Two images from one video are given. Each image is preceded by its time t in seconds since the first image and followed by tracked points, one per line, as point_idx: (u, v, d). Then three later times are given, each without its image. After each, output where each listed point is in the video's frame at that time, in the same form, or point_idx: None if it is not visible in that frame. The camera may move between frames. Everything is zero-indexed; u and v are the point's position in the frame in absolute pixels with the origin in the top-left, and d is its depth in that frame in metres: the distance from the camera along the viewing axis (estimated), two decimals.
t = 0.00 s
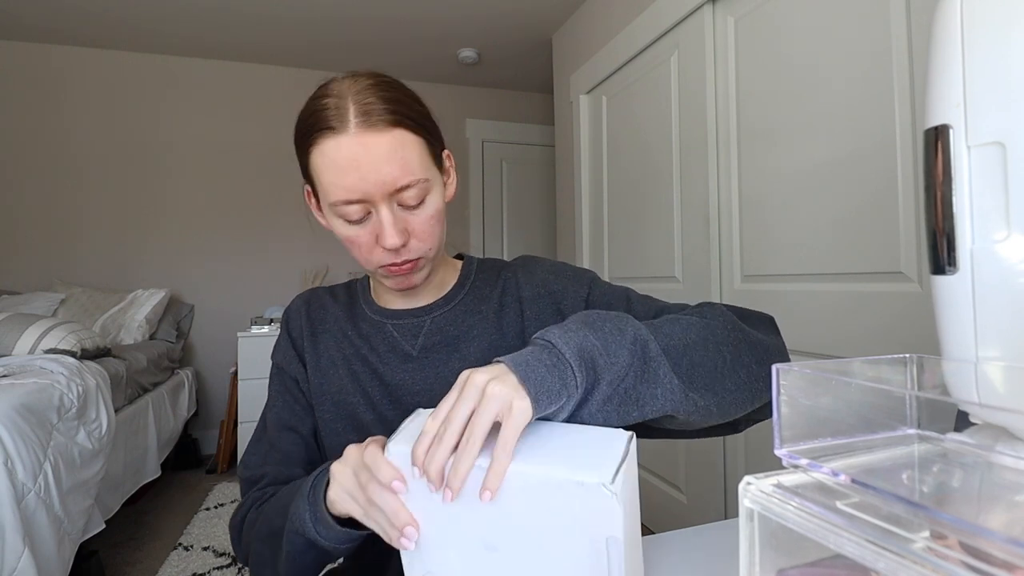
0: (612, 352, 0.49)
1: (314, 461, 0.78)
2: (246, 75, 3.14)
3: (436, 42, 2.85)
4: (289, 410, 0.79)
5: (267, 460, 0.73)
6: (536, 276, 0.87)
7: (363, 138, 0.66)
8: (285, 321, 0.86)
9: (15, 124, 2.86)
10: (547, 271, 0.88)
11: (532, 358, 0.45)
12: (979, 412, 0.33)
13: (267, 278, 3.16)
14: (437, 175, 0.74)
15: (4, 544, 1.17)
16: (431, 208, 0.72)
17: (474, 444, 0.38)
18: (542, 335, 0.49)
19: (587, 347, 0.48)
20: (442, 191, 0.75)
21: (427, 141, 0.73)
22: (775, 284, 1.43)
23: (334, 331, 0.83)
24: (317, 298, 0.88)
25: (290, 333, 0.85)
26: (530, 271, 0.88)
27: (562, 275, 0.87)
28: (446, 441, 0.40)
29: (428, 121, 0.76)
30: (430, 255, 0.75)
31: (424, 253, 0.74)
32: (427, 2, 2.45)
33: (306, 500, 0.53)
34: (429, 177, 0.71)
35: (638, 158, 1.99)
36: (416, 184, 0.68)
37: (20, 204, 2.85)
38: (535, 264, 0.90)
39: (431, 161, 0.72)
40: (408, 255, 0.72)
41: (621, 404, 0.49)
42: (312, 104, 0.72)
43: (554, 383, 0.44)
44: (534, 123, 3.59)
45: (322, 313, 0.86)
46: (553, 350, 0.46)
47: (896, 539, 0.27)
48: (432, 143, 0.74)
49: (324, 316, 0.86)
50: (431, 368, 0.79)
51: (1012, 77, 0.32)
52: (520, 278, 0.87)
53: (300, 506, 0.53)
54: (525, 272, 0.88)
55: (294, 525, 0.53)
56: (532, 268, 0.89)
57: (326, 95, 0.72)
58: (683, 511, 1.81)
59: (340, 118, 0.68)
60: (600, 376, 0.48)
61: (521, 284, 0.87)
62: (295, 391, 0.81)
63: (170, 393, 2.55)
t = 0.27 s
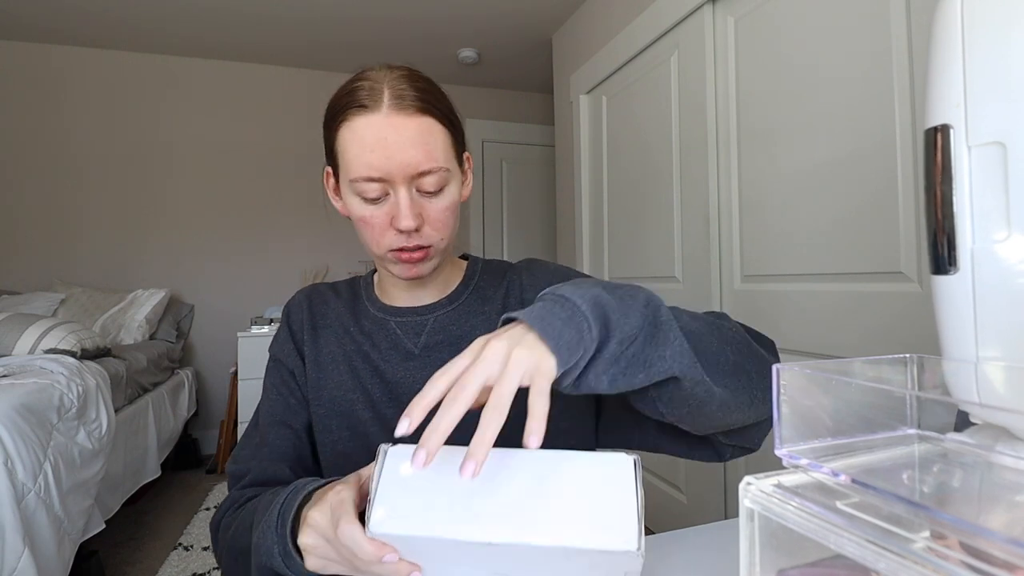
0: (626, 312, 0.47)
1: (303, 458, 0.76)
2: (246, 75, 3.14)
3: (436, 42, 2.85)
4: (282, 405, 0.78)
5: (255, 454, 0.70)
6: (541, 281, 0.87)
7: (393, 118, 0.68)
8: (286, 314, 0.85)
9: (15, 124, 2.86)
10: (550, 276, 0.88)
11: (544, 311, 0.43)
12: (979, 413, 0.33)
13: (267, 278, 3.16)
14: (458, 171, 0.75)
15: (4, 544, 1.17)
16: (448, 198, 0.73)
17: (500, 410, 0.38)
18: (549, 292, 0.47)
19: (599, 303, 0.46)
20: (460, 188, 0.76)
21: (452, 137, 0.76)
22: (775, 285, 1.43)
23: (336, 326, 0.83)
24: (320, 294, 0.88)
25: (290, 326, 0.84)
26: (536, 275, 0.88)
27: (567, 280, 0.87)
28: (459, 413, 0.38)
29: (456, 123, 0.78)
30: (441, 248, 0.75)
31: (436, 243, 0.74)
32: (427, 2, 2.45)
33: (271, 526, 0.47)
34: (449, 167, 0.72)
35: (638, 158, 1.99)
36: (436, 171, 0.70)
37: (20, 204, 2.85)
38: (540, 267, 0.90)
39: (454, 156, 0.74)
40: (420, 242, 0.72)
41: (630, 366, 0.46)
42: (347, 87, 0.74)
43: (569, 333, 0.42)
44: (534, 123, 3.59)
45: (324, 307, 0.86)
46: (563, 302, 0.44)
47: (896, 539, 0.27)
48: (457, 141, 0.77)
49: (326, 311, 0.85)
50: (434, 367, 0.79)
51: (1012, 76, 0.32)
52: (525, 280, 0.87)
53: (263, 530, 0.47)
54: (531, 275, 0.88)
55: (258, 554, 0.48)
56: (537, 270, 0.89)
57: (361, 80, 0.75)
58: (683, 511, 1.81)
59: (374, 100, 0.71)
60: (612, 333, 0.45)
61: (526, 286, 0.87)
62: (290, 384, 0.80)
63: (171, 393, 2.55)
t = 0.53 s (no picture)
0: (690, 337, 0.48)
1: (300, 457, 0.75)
2: (246, 75, 3.14)
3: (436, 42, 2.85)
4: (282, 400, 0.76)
5: (251, 450, 0.69)
6: (552, 288, 0.88)
7: (412, 120, 0.69)
8: (290, 309, 0.85)
9: (15, 124, 2.86)
10: (560, 284, 0.88)
11: (628, 326, 0.44)
12: (980, 413, 0.33)
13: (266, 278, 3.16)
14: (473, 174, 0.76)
15: (3, 544, 1.17)
16: (463, 201, 0.73)
17: (599, 401, 0.38)
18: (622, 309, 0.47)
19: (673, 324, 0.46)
20: (475, 190, 0.76)
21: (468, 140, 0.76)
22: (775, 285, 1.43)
23: (343, 323, 0.83)
24: (325, 290, 0.88)
25: (294, 320, 0.84)
26: (548, 281, 0.89)
27: (579, 290, 0.88)
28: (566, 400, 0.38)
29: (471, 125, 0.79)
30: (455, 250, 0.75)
31: (451, 246, 0.74)
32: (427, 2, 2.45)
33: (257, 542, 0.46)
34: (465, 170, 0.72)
35: (638, 158, 1.99)
36: (453, 174, 0.70)
37: (20, 204, 2.85)
38: (549, 272, 0.91)
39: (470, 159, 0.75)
40: (436, 244, 0.72)
41: (693, 388, 0.46)
42: (364, 87, 0.74)
43: (654, 349, 0.43)
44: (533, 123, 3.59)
45: (330, 304, 0.85)
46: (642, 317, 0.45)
47: (896, 540, 0.27)
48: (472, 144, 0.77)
49: (332, 308, 0.85)
50: (441, 367, 0.79)
51: (1012, 76, 0.32)
52: (534, 286, 0.88)
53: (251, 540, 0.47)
54: (542, 281, 0.88)
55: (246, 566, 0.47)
56: (547, 277, 0.89)
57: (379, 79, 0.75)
58: (682, 511, 1.81)
59: (393, 101, 0.71)
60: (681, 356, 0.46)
61: (535, 291, 0.87)
62: (292, 377, 0.79)
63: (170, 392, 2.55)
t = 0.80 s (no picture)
0: (662, 407, 0.51)
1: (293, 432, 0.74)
2: (246, 75, 3.14)
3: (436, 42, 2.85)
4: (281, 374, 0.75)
5: (239, 404, 0.67)
6: (560, 293, 0.89)
7: (434, 126, 0.68)
8: (304, 291, 0.84)
9: (15, 124, 2.86)
10: (567, 289, 0.89)
11: (597, 421, 0.46)
12: (980, 413, 0.33)
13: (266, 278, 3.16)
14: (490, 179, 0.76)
15: (4, 544, 1.17)
16: (479, 206, 0.73)
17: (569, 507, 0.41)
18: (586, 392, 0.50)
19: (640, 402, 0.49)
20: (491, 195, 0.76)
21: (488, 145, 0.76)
22: (775, 284, 1.43)
23: (356, 313, 0.83)
24: (338, 278, 0.87)
25: (307, 302, 0.83)
26: (555, 285, 0.89)
27: (584, 293, 0.88)
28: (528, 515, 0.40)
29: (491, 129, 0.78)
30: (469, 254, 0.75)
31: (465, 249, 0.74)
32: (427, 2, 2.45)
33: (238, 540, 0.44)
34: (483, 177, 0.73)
35: (638, 159, 1.99)
36: (471, 180, 0.70)
37: (20, 204, 2.85)
38: (557, 276, 0.91)
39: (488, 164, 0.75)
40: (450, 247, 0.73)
41: (666, 460, 0.50)
42: (387, 90, 0.74)
43: (622, 442, 0.46)
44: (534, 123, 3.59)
45: (343, 293, 0.85)
46: (608, 405, 0.48)
47: (896, 539, 0.27)
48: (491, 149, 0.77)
49: (346, 295, 0.85)
50: (450, 363, 0.80)
51: (1011, 76, 0.32)
52: (543, 288, 0.89)
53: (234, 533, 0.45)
54: (550, 284, 0.89)
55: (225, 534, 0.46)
56: (555, 281, 0.90)
57: (403, 82, 0.74)
58: (683, 511, 1.81)
59: (416, 107, 0.70)
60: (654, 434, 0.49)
61: (544, 294, 0.88)
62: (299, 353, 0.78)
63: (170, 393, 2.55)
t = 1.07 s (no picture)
0: (674, 402, 0.50)
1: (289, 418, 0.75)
2: (246, 75, 3.14)
3: (436, 42, 2.85)
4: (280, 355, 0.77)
5: (229, 380, 0.68)
6: (560, 286, 0.89)
7: (426, 121, 0.69)
8: (314, 285, 0.85)
9: (15, 124, 2.86)
10: (568, 283, 0.89)
11: (604, 428, 0.44)
12: (980, 413, 0.33)
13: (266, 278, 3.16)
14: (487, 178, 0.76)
15: (4, 545, 1.17)
16: (472, 202, 0.73)
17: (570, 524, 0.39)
18: (598, 383, 0.49)
19: (652, 399, 0.48)
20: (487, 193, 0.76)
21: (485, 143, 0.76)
22: (775, 284, 1.43)
23: (362, 308, 0.84)
24: (345, 274, 0.88)
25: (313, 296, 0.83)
26: (554, 281, 0.89)
27: (584, 285, 0.88)
28: (531, 545, 0.37)
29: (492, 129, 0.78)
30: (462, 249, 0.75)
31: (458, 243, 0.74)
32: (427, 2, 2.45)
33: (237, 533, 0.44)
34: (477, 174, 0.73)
35: (638, 159, 1.99)
36: (461, 175, 0.70)
37: (20, 204, 2.85)
38: (559, 273, 0.92)
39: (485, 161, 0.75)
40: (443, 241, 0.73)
41: (670, 454, 0.51)
42: (390, 88, 0.74)
43: (628, 449, 0.44)
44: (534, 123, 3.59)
45: (349, 288, 0.86)
46: (616, 402, 0.47)
47: (896, 540, 0.27)
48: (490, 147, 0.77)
49: (355, 289, 0.86)
50: (453, 357, 0.80)
51: (1012, 77, 0.32)
52: (546, 285, 0.89)
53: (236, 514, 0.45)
54: (550, 281, 0.89)
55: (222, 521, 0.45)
56: (558, 278, 0.90)
57: (405, 80, 0.75)
58: (683, 512, 1.81)
59: (412, 103, 0.71)
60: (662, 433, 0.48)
61: (546, 290, 0.88)
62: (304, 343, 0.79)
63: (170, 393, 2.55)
